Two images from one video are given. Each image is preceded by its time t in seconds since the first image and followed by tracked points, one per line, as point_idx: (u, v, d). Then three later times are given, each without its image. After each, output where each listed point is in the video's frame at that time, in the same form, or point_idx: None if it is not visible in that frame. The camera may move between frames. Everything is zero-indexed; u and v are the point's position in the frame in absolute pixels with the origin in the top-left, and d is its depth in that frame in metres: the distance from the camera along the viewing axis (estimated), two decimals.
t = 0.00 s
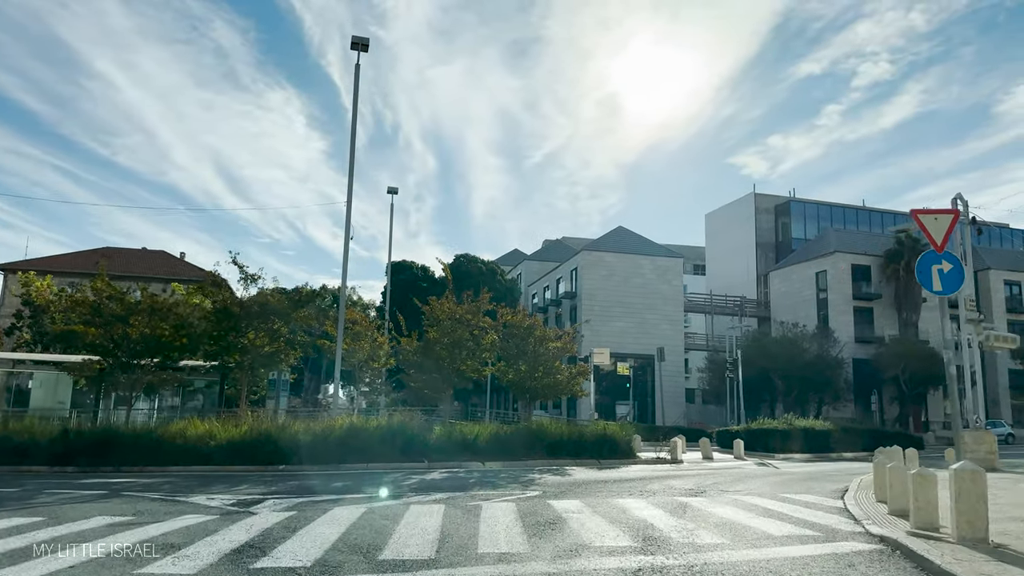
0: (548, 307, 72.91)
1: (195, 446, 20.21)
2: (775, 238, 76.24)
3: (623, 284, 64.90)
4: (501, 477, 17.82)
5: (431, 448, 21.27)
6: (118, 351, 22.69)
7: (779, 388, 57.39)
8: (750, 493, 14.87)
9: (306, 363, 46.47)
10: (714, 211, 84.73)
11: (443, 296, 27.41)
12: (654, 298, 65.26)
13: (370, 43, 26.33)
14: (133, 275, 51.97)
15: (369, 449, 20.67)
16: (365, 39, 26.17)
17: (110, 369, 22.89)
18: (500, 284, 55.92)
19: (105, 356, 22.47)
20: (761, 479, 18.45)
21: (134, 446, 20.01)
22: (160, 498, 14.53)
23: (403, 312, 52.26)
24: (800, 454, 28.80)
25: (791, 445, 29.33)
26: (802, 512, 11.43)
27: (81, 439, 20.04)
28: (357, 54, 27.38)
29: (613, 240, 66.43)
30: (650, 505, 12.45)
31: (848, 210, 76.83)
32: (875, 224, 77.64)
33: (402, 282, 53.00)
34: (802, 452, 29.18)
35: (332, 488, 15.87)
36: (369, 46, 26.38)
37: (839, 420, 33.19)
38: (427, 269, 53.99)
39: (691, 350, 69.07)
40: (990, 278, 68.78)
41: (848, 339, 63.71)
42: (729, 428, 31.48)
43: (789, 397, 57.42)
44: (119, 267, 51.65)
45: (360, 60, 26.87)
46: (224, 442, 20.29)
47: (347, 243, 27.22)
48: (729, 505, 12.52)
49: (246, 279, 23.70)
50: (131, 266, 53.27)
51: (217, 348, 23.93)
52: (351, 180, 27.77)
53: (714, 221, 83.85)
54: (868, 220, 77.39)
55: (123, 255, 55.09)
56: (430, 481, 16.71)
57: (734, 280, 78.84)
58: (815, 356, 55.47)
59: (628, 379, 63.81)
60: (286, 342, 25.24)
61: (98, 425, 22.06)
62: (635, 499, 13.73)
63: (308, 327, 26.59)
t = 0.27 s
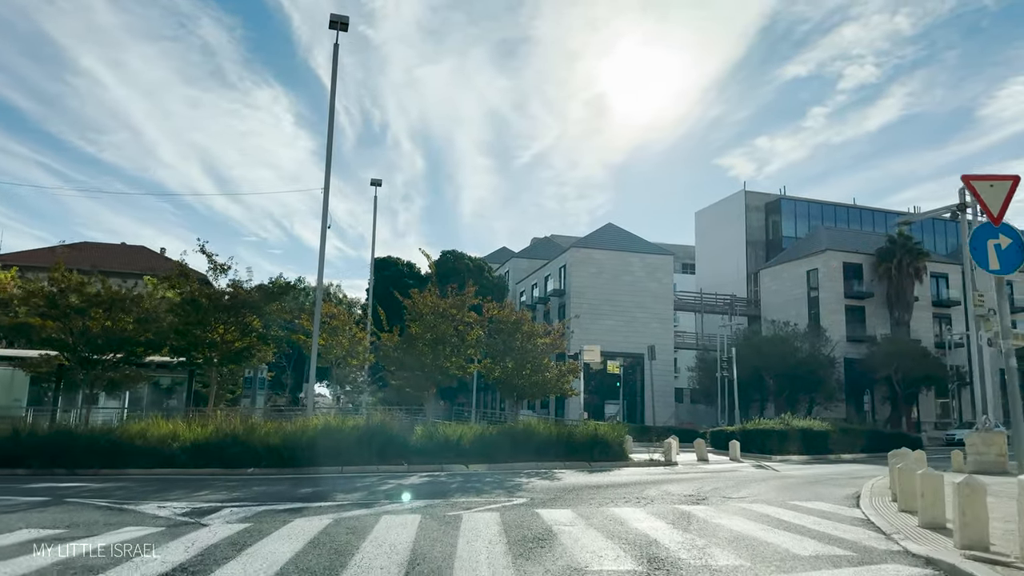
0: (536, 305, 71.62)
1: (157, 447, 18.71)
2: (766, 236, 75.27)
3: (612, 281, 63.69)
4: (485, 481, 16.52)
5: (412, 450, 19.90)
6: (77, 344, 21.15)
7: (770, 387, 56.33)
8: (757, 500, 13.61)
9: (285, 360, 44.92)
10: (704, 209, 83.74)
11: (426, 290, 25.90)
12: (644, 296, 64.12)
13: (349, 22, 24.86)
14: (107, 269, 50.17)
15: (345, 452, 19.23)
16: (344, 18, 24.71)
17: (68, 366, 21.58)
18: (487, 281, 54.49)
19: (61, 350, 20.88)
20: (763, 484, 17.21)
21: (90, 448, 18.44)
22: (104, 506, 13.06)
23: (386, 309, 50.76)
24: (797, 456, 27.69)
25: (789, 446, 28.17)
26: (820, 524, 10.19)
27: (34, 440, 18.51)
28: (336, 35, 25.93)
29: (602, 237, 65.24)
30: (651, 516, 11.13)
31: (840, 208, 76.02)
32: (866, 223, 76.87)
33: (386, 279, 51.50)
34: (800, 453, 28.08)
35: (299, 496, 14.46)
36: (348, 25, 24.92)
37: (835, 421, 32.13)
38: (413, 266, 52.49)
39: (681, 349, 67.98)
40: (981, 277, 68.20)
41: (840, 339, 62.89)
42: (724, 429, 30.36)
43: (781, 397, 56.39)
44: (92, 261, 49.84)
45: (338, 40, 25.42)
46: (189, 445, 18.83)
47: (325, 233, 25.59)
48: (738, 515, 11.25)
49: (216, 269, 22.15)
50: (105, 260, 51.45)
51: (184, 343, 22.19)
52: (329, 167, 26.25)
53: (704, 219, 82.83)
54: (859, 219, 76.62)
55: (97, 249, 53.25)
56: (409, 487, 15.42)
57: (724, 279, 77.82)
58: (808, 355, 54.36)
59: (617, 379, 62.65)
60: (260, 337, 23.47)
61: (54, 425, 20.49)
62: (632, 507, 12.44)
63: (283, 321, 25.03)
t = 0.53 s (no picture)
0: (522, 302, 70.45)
1: (115, 448, 17.36)
2: (754, 233, 74.44)
3: (600, 278, 62.64)
4: (466, 485, 15.31)
5: (389, 451, 18.66)
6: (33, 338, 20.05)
7: (760, 385, 55.42)
8: (762, 505, 12.49)
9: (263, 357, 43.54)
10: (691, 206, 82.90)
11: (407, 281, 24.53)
12: (632, 293, 63.15)
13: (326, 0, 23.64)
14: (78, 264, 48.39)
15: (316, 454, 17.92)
16: None
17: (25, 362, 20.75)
18: (473, 277, 53.20)
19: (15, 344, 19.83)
20: (764, 486, 16.12)
21: (42, 450, 17.07)
22: (41, 513, 11.72)
23: (369, 306, 49.37)
24: (792, 456, 26.68)
25: (784, 446, 27.16)
26: (841, 536, 9.06)
27: None
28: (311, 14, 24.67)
29: (590, 233, 64.18)
30: (648, 526, 9.98)
31: (829, 206, 75.38)
32: (855, 220, 76.28)
33: (369, 274, 50.13)
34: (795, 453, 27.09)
35: (261, 502, 13.20)
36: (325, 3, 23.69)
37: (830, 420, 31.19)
38: (397, 261, 51.12)
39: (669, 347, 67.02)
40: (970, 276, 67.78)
41: (829, 337, 62.18)
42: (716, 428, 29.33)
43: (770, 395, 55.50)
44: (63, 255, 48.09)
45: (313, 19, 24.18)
46: (150, 444, 17.53)
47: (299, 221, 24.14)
48: (745, 524, 10.11)
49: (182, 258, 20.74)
50: (77, 254, 49.68)
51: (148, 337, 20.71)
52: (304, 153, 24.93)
53: (692, 216, 81.93)
54: (848, 217, 76.00)
55: (69, 242, 51.45)
56: (382, 491, 14.20)
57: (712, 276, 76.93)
58: (798, 353, 53.44)
59: (604, 377, 61.60)
60: (229, 330, 22.00)
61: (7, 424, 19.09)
62: (627, 514, 11.29)
63: (255, 313, 23.64)
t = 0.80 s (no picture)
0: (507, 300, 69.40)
1: (67, 450, 16.14)
2: (741, 231, 73.78)
3: (585, 275, 61.72)
4: (442, 488, 14.24)
5: (362, 452, 17.56)
6: None
7: (747, 383, 54.72)
8: (763, 511, 11.50)
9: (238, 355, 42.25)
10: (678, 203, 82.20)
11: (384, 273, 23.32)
12: (618, 290, 62.31)
13: None
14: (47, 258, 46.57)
15: (285, 455, 16.79)
16: None
17: None
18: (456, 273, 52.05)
19: None
20: (761, 490, 15.14)
21: None
22: None
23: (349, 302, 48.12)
24: (784, 456, 25.81)
25: (776, 446, 26.30)
26: (855, 549, 8.11)
27: None
28: None
29: (575, 229, 63.23)
30: (643, 537, 8.93)
31: (816, 203, 74.87)
32: (842, 218, 75.83)
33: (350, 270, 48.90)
34: (787, 453, 26.24)
35: (217, 509, 12.06)
36: None
37: (822, 419, 30.41)
38: (379, 257, 49.91)
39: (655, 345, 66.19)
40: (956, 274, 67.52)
41: (816, 335, 61.63)
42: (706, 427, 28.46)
43: (757, 394, 54.78)
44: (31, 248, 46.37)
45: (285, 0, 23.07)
46: (106, 445, 16.33)
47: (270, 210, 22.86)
48: (749, 535, 9.13)
49: (143, 246, 19.61)
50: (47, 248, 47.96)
51: (106, 331, 19.44)
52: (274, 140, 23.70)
53: (678, 213, 81.18)
54: (835, 214, 75.53)
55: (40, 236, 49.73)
56: (351, 496, 13.09)
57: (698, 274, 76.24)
58: (786, 350, 52.73)
59: (589, 375, 60.68)
60: (194, 324, 20.79)
61: None
62: (617, 522, 10.27)
63: (224, 305, 22.42)
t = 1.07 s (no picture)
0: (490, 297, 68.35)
1: (11, 450, 14.91)
2: (726, 228, 73.11)
3: (570, 271, 60.82)
4: (416, 492, 13.19)
5: (332, 453, 16.48)
6: None
7: (733, 382, 54.01)
8: (763, 518, 10.56)
9: (211, 351, 40.95)
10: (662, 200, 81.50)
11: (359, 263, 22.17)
12: (602, 287, 61.48)
13: None
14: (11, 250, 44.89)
15: (248, 456, 15.67)
16: None
17: None
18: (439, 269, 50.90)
19: None
20: (757, 492, 14.25)
21: None
22: None
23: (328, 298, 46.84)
24: (775, 456, 25.00)
25: (766, 446, 25.53)
26: (877, 563, 7.19)
27: None
28: None
29: (560, 225, 62.30)
30: (636, 549, 7.96)
31: (801, 201, 74.43)
32: (827, 216, 75.45)
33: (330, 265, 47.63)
34: (777, 453, 25.44)
35: (166, 517, 10.94)
36: None
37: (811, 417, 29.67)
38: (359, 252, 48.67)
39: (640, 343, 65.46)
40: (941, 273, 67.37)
41: (802, 333, 61.12)
42: (695, 426, 27.62)
43: (742, 392, 54.09)
44: None
45: None
46: (54, 444, 15.10)
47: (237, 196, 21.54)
48: (754, 546, 8.16)
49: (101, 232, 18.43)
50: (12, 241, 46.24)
51: (61, 322, 18.24)
52: (243, 124, 22.52)
53: (663, 211, 80.46)
54: (820, 212, 75.13)
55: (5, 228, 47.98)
56: (316, 501, 12.02)
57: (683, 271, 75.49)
58: (772, 348, 52.09)
59: (573, 373, 59.74)
60: (156, 315, 19.62)
61: None
62: (606, 531, 9.29)
63: (190, 297, 21.25)
